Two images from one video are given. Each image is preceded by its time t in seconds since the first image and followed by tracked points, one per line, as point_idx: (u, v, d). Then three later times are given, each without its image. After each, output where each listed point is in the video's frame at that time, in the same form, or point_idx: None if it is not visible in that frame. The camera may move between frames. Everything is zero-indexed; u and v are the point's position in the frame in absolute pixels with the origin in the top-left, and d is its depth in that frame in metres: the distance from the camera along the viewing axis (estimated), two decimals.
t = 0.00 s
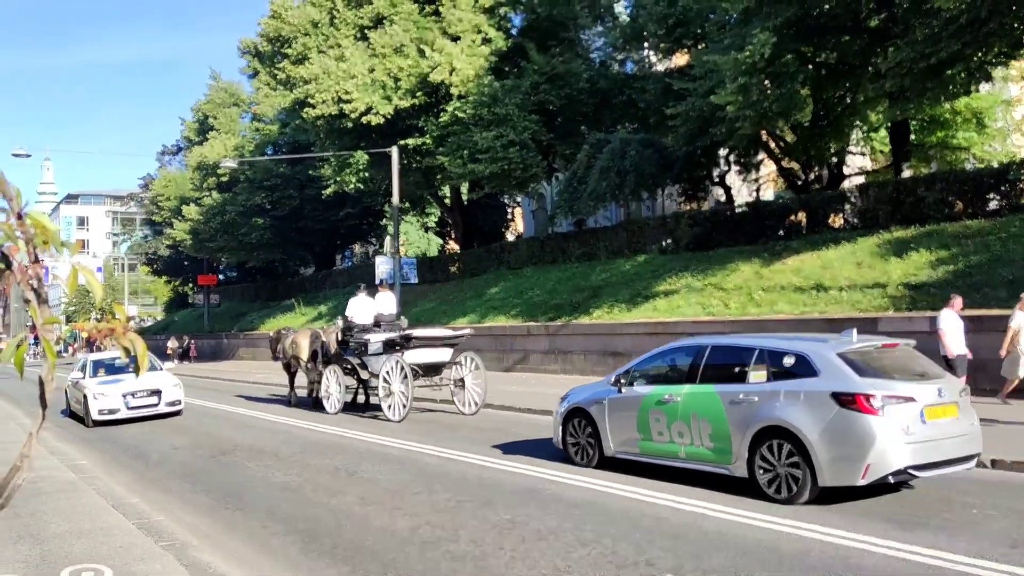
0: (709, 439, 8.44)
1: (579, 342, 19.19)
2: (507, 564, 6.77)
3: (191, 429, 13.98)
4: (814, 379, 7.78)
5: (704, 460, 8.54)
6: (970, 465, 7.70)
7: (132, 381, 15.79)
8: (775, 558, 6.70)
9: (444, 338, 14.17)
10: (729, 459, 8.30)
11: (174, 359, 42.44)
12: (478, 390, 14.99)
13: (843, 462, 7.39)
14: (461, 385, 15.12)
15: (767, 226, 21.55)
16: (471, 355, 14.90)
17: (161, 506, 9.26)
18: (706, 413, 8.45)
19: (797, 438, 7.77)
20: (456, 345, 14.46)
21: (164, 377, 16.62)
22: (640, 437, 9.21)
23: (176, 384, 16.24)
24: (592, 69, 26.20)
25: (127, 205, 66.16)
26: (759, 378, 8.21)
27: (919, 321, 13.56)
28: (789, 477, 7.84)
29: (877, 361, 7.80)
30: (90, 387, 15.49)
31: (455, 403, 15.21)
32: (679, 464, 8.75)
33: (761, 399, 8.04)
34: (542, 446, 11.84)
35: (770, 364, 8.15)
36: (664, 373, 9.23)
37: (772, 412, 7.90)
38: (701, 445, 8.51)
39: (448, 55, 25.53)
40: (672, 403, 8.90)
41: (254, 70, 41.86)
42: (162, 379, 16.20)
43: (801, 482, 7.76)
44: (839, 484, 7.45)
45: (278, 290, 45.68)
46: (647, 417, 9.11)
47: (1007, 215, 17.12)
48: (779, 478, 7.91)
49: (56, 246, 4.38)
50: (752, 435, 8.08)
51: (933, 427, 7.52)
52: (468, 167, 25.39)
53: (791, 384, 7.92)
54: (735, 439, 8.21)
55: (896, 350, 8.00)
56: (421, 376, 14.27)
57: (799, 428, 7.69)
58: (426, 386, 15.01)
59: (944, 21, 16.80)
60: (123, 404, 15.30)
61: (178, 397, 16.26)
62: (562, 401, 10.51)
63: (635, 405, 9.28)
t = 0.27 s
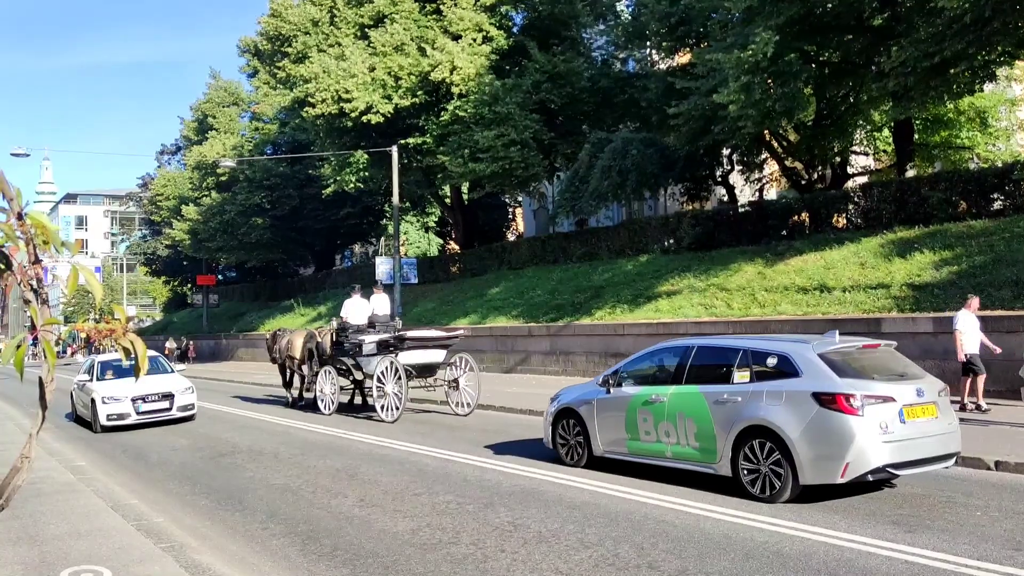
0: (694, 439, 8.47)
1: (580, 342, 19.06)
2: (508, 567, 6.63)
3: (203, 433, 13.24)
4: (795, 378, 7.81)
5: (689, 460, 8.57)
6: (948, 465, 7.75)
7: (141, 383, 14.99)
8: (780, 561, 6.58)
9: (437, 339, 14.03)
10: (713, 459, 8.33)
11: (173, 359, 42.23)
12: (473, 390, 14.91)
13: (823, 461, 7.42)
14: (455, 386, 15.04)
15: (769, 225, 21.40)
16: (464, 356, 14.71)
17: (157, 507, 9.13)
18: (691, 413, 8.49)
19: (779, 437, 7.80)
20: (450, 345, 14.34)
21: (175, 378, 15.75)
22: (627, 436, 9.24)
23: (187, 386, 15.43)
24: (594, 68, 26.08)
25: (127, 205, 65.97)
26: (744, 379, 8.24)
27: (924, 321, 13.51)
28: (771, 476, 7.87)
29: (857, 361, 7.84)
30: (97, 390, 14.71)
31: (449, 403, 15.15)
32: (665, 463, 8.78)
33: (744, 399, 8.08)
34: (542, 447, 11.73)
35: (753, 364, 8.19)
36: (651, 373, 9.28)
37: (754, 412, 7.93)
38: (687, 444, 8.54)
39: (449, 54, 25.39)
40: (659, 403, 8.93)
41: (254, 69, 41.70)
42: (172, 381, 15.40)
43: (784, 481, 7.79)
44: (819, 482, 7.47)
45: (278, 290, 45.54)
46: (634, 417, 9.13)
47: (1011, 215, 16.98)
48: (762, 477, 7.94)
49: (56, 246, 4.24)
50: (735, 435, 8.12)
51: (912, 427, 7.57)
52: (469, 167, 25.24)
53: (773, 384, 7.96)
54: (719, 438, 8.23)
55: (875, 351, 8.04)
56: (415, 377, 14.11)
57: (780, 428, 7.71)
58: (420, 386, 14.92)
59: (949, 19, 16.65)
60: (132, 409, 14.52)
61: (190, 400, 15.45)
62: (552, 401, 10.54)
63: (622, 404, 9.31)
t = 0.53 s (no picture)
0: (677, 437, 8.64)
1: (579, 342, 19.06)
2: (507, 567, 6.64)
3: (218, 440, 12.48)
4: (774, 378, 7.95)
5: (672, 457, 8.74)
6: (923, 462, 7.90)
7: (153, 385, 14.20)
8: (779, 560, 6.60)
9: (431, 339, 14.09)
10: (695, 456, 8.50)
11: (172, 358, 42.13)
12: (465, 388, 15.01)
13: (800, 458, 7.58)
14: (448, 385, 15.17)
15: (768, 225, 21.39)
16: (457, 356, 14.94)
17: (157, 507, 9.13)
18: (674, 411, 8.66)
19: (758, 435, 7.96)
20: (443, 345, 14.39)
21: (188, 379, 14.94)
22: (613, 435, 9.43)
23: (202, 388, 14.62)
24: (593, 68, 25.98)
25: (126, 205, 65.90)
26: (725, 378, 8.41)
27: (922, 321, 13.52)
28: (750, 473, 8.04)
29: (835, 361, 7.98)
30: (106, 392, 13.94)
31: (441, 403, 15.24)
32: (649, 460, 8.95)
33: (725, 398, 8.24)
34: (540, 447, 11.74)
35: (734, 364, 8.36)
36: (637, 373, 9.45)
37: (734, 410, 8.09)
38: (670, 442, 8.71)
39: (448, 53, 25.39)
40: (643, 402, 9.11)
41: (254, 69, 41.70)
42: (186, 382, 14.60)
43: (762, 478, 7.96)
44: (796, 479, 7.63)
45: (278, 290, 45.53)
46: (620, 416, 9.32)
47: (1011, 215, 16.98)
48: (741, 474, 8.11)
49: (57, 246, 4.23)
50: (716, 432, 8.28)
51: (887, 425, 7.72)
52: (468, 166, 25.22)
53: (753, 383, 8.12)
54: (701, 436, 8.40)
55: (853, 351, 8.19)
56: (408, 376, 14.19)
57: (759, 426, 7.87)
58: (414, 386, 14.96)
59: (948, 19, 16.64)
60: (143, 412, 13.73)
61: (205, 403, 14.60)
62: (541, 400, 10.72)
63: (608, 403, 9.49)
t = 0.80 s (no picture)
0: (659, 433, 8.79)
1: (576, 341, 19.06)
2: (505, 565, 6.64)
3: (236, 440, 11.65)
4: (752, 375, 8.11)
5: (654, 454, 8.89)
6: (897, 458, 8.05)
7: (166, 386, 13.41)
8: (777, 559, 6.61)
9: (421, 338, 14.12)
10: (677, 452, 8.65)
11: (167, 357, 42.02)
12: (456, 385, 15.07)
13: (776, 454, 7.75)
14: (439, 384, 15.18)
15: (765, 224, 21.38)
16: (447, 354, 15.05)
17: (153, 506, 9.10)
18: (656, 409, 8.81)
19: (736, 432, 8.13)
20: (434, 344, 14.42)
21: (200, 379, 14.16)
22: (597, 431, 9.57)
23: (216, 389, 13.84)
24: (590, 66, 26.08)
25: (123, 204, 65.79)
26: (705, 375, 8.56)
27: (920, 320, 13.54)
28: (729, 469, 8.22)
29: (811, 359, 8.14)
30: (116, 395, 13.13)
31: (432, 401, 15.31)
32: (632, 457, 9.10)
33: (704, 395, 8.40)
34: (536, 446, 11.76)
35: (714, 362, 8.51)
36: (621, 371, 9.59)
37: (713, 407, 8.25)
38: (652, 438, 8.86)
39: (445, 52, 25.36)
40: (626, 400, 9.25)
41: (250, 67, 41.65)
42: (199, 382, 13.81)
43: (740, 474, 8.13)
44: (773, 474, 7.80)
45: (275, 289, 45.49)
46: (603, 413, 9.46)
47: (1008, 214, 17.00)
48: (720, 469, 8.29)
49: (55, 244, 4.21)
50: (697, 427, 8.45)
51: (862, 421, 7.88)
52: (466, 165, 25.18)
53: (732, 381, 8.28)
54: (682, 432, 8.55)
55: (829, 349, 8.35)
56: (400, 375, 14.22)
57: (737, 423, 8.03)
58: (406, 384, 14.99)
59: (945, 19, 16.65)
60: (155, 415, 12.95)
61: (220, 405, 13.79)
62: (527, 397, 10.85)
63: (592, 401, 9.63)
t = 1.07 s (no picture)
0: (638, 429, 8.97)
1: (571, 340, 19.08)
2: (500, 564, 6.64)
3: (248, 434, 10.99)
4: (728, 373, 8.31)
5: (634, 449, 9.07)
6: (870, 453, 8.26)
7: (179, 389, 12.60)
8: (771, 556, 6.63)
9: (410, 336, 14.17)
10: (655, 447, 8.84)
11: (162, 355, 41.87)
12: (445, 384, 15.09)
13: (751, 449, 7.95)
14: (428, 382, 15.18)
15: (759, 222, 21.38)
16: (436, 352, 15.07)
17: (149, 505, 9.08)
18: (636, 405, 9.00)
19: (712, 428, 8.33)
20: (423, 342, 14.44)
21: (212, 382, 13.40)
22: (579, 428, 9.75)
23: (232, 392, 13.04)
24: (585, 65, 26.25)
25: (117, 203, 65.58)
26: (683, 373, 8.75)
27: (914, 318, 13.57)
28: (705, 464, 8.41)
29: (786, 358, 8.34)
30: (125, 399, 12.35)
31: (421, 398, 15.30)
32: (613, 453, 9.28)
33: (682, 392, 8.59)
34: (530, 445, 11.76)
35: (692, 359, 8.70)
36: (603, 369, 9.78)
37: (691, 404, 8.45)
38: (632, 434, 9.04)
39: (440, 50, 25.33)
40: (607, 397, 9.44)
41: (245, 65, 41.58)
42: (213, 385, 13.00)
43: (716, 469, 8.33)
44: (748, 469, 8.01)
45: (269, 287, 45.41)
46: (585, 410, 9.65)
47: (1001, 212, 17.05)
48: (697, 465, 8.48)
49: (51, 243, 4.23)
50: (675, 423, 8.65)
51: (835, 417, 8.09)
52: (461, 163, 25.14)
53: (709, 378, 8.47)
54: (660, 428, 8.74)
55: (803, 348, 8.55)
56: (388, 373, 14.27)
57: (714, 419, 8.23)
58: (394, 382, 15.01)
59: (939, 17, 16.68)
60: (166, 420, 12.13)
61: (236, 409, 13.02)
62: (513, 395, 11.02)
63: (575, 398, 9.82)
